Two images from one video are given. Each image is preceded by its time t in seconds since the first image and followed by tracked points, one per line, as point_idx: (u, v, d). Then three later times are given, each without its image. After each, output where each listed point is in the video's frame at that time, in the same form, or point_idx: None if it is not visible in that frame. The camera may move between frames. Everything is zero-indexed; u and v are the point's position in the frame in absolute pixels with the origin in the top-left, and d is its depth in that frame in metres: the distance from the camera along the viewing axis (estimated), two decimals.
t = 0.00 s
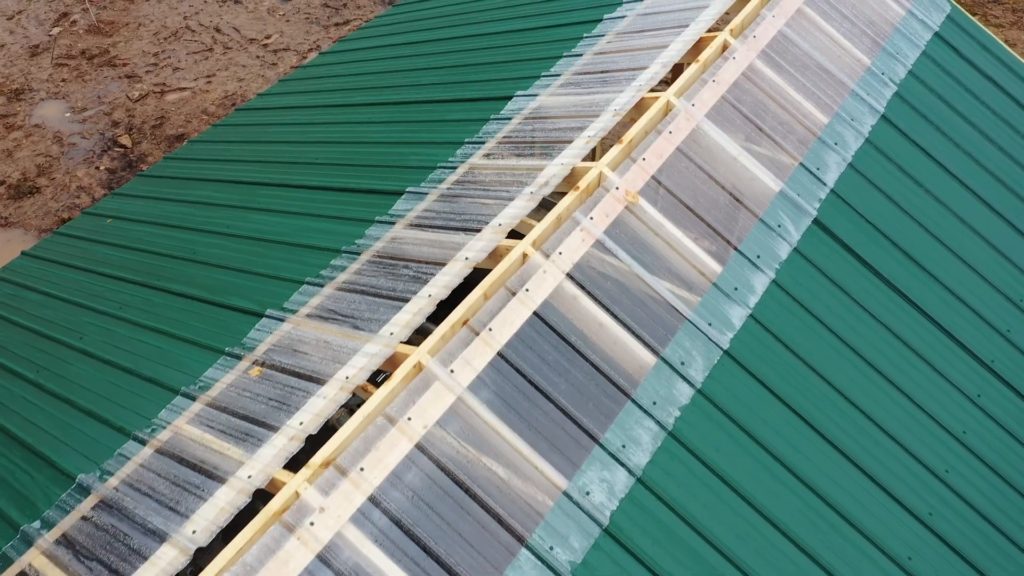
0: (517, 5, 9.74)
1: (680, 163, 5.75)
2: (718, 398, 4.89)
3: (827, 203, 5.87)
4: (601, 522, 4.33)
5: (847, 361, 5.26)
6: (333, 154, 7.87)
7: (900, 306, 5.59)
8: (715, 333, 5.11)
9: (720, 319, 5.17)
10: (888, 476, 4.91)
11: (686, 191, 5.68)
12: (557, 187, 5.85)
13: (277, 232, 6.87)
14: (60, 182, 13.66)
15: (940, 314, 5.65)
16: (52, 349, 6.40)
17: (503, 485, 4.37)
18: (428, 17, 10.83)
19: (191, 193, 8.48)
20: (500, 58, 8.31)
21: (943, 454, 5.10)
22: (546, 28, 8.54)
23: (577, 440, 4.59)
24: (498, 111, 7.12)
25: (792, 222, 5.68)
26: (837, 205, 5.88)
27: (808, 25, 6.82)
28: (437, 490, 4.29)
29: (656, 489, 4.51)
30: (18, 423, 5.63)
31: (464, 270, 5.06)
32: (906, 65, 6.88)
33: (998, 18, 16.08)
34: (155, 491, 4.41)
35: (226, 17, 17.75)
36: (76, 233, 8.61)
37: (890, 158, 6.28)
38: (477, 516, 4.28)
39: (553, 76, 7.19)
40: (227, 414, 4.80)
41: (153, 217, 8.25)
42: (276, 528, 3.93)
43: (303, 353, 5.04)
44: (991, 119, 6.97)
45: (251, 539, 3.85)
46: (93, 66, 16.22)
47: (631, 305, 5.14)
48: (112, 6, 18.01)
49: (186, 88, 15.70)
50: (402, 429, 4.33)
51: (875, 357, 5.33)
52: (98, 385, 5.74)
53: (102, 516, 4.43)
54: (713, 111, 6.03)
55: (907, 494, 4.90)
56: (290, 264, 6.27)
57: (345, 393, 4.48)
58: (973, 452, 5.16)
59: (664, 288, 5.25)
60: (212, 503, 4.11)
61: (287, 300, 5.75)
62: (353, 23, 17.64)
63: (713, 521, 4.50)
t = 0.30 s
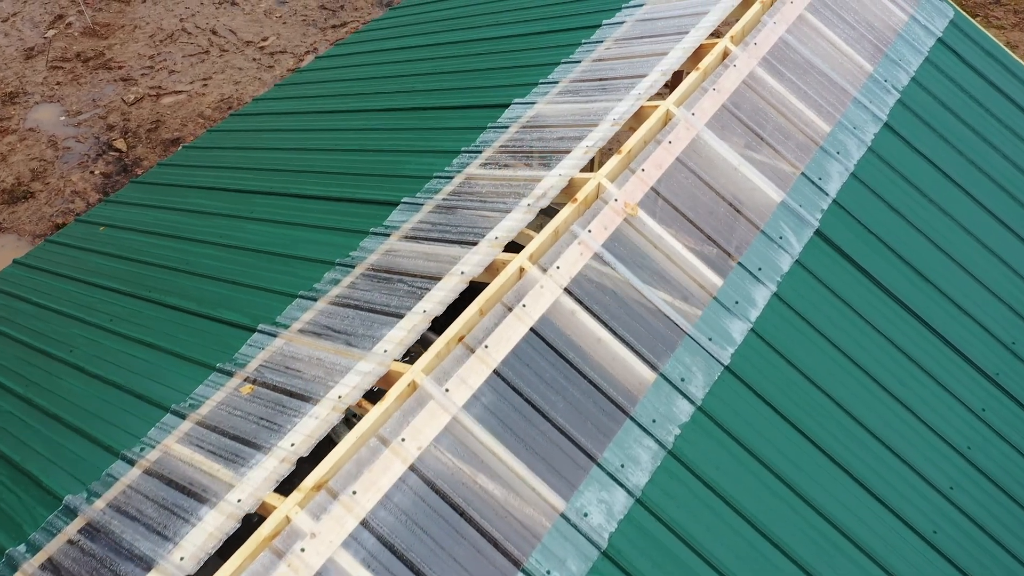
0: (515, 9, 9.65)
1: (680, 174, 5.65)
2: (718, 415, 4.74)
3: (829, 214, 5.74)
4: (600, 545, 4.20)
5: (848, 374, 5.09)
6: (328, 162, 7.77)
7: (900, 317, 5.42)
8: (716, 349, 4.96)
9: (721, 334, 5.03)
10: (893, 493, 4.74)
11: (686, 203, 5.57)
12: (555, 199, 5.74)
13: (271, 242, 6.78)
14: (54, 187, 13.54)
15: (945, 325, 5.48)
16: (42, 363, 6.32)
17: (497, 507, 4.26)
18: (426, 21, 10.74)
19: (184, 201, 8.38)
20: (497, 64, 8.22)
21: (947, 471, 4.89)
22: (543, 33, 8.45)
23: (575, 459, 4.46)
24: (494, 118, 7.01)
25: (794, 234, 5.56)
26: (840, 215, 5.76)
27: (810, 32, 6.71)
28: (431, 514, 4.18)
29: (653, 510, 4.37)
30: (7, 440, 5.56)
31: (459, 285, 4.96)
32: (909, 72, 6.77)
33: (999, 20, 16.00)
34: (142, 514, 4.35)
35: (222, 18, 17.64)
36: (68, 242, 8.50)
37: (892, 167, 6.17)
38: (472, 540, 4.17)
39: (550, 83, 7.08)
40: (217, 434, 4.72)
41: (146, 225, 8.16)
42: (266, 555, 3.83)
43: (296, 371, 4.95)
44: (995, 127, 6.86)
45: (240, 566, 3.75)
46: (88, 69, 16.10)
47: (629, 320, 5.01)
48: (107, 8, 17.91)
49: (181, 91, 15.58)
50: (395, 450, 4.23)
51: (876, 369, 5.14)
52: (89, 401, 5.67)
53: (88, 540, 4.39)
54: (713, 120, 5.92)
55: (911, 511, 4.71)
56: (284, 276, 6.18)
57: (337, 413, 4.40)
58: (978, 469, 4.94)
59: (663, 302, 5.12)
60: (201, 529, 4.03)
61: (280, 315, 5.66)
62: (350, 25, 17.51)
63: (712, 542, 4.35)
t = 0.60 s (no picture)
0: (500, 14, 9.55)
1: (668, 184, 5.57)
2: (710, 430, 4.64)
3: (819, 221, 5.68)
4: (592, 567, 4.09)
5: (839, 384, 5.00)
6: (312, 173, 7.65)
7: (890, 325, 5.35)
8: (707, 362, 4.85)
9: (711, 347, 4.92)
10: (885, 506, 4.62)
11: (674, 213, 5.49)
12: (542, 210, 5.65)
13: (253, 257, 6.66)
14: (35, 198, 13.29)
15: (937, 332, 5.40)
16: (20, 384, 6.17)
17: (483, 531, 4.14)
18: (411, 27, 10.63)
19: (166, 214, 8.23)
20: (482, 71, 8.11)
21: (941, 481, 4.78)
22: (528, 39, 8.36)
23: (564, 479, 4.34)
24: (480, 127, 6.91)
25: (784, 242, 5.49)
26: (830, 223, 5.69)
27: (797, 36, 6.65)
28: (418, 540, 4.07)
29: (645, 531, 4.26)
30: None
31: (445, 302, 4.86)
32: (898, 76, 6.73)
33: (985, 18, 16.06)
34: (121, 545, 4.29)
35: (205, 24, 17.44)
36: (48, 256, 8.33)
37: (881, 173, 6.12)
38: (461, 566, 4.04)
39: (536, 91, 6.99)
40: (198, 459, 4.63)
41: (127, 239, 8.02)
42: None
43: (278, 393, 4.84)
44: (984, 130, 6.81)
45: None
46: (69, 76, 15.86)
47: (618, 333, 4.91)
48: (88, 15, 17.68)
49: (164, 98, 15.38)
50: (381, 475, 4.11)
51: (867, 378, 5.06)
52: (68, 425, 5.56)
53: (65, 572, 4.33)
54: (701, 128, 5.85)
55: (906, 524, 4.58)
56: (267, 293, 6.07)
57: (320, 438, 4.30)
58: (973, 479, 4.82)
59: (653, 315, 5.03)
60: (181, 561, 3.93)
61: (263, 333, 5.55)
62: (335, 29, 17.31)
63: (705, 562, 4.23)
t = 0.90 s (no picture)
0: (483, 18, 9.46)
1: (655, 192, 5.50)
2: (702, 444, 4.56)
3: (808, 227, 5.63)
4: None
5: (830, 392, 4.96)
6: (293, 184, 7.52)
7: (880, 331, 5.31)
8: (697, 374, 4.78)
9: (701, 358, 4.85)
10: (880, 516, 4.57)
11: (662, 221, 5.42)
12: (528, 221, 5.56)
13: (235, 272, 6.53)
14: (13, 210, 13.02)
15: (927, 338, 5.36)
16: None
17: (473, 554, 4.04)
18: (392, 32, 10.52)
19: (146, 227, 8.07)
20: (464, 77, 8.02)
21: (934, 489, 4.74)
22: (511, 45, 8.27)
23: (555, 499, 4.25)
24: (463, 136, 6.82)
25: (772, 250, 5.43)
26: (818, 229, 5.65)
27: (782, 39, 6.61)
28: (405, 566, 3.95)
29: (637, 549, 4.17)
30: None
31: (430, 318, 4.76)
32: (884, 78, 6.70)
33: (968, 14, 16.14)
34: None
35: (184, 30, 17.23)
36: (24, 272, 8.13)
37: (869, 176, 6.08)
38: None
39: (520, 98, 6.89)
40: (178, 485, 4.52)
41: (106, 254, 7.85)
42: None
43: (260, 414, 4.73)
44: (970, 130, 6.79)
45: None
46: (46, 85, 15.58)
47: (607, 347, 4.83)
48: (65, 22, 17.41)
49: (144, 105, 15.14)
50: (366, 500, 4.00)
51: (857, 386, 5.03)
52: (44, 450, 5.41)
53: None
54: (688, 134, 5.78)
55: (901, 534, 4.53)
56: (249, 310, 5.94)
57: (304, 462, 4.19)
58: (967, 486, 4.79)
59: (641, 326, 4.95)
60: None
61: (244, 352, 5.43)
62: (316, 34, 17.11)
63: None
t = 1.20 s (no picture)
0: (467, 22, 9.39)
1: (643, 200, 5.43)
2: (695, 457, 4.50)
3: (797, 233, 5.59)
4: None
5: (823, 400, 4.91)
6: (276, 195, 7.42)
7: (872, 337, 5.28)
8: (689, 385, 4.72)
9: (693, 369, 4.79)
10: (876, 526, 4.52)
11: (651, 230, 5.35)
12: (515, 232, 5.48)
13: (217, 287, 6.41)
14: None
15: (919, 342, 5.33)
16: None
17: None
18: (376, 37, 10.44)
19: (126, 241, 7.93)
20: (449, 84, 7.95)
21: (928, 495, 4.70)
22: (494, 50, 8.20)
23: (547, 517, 4.16)
24: (448, 144, 6.73)
25: (762, 257, 5.38)
26: (808, 234, 5.61)
27: (768, 42, 6.56)
28: None
29: (632, 568, 4.09)
30: None
31: (417, 334, 4.67)
32: (870, 80, 6.68)
33: (951, 10, 16.22)
34: None
35: (164, 36, 17.03)
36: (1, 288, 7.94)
37: (857, 180, 6.05)
38: None
39: (505, 105, 6.81)
40: (161, 511, 4.41)
41: (85, 269, 7.69)
42: None
43: (244, 437, 4.62)
44: (957, 131, 6.77)
45: None
46: (23, 93, 15.29)
47: (597, 360, 4.75)
48: (43, 30, 17.15)
49: (124, 113, 14.93)
50: (354, 524, 3.89)
51: (850, 393, 4.99)
52: (22, 475, 5.27)
53: None
54: (675, 141, 5.72)
55: (897, 543, 4.48)
56: (231, 326, 5.83)
57: (289, 487, 4.08)
58: (961, 492, 4.76)
59: (632, 337, 4.88)
60: None
61: (227, 372, 5.32)
62: (298, 38, 16.92)
63: None
